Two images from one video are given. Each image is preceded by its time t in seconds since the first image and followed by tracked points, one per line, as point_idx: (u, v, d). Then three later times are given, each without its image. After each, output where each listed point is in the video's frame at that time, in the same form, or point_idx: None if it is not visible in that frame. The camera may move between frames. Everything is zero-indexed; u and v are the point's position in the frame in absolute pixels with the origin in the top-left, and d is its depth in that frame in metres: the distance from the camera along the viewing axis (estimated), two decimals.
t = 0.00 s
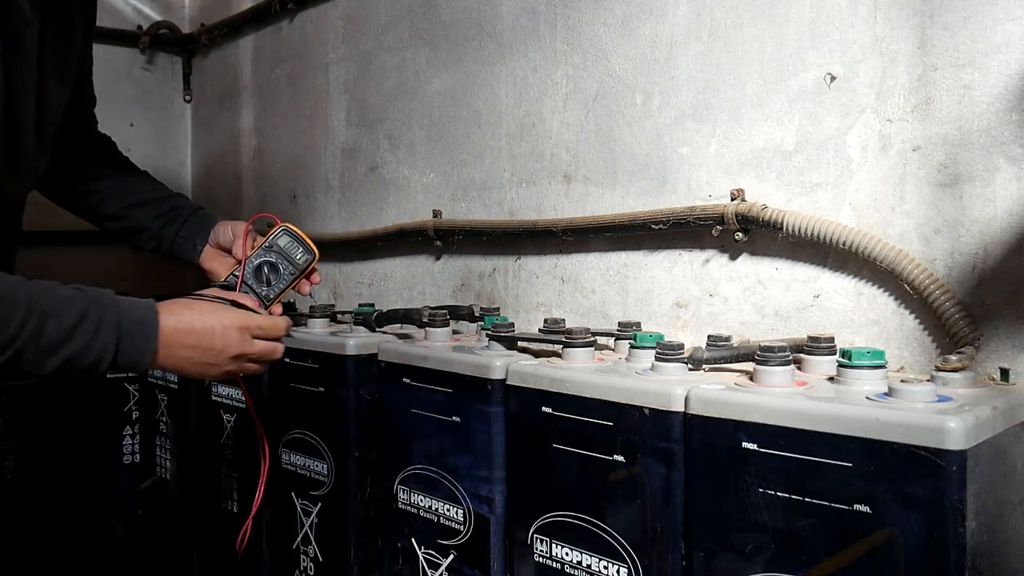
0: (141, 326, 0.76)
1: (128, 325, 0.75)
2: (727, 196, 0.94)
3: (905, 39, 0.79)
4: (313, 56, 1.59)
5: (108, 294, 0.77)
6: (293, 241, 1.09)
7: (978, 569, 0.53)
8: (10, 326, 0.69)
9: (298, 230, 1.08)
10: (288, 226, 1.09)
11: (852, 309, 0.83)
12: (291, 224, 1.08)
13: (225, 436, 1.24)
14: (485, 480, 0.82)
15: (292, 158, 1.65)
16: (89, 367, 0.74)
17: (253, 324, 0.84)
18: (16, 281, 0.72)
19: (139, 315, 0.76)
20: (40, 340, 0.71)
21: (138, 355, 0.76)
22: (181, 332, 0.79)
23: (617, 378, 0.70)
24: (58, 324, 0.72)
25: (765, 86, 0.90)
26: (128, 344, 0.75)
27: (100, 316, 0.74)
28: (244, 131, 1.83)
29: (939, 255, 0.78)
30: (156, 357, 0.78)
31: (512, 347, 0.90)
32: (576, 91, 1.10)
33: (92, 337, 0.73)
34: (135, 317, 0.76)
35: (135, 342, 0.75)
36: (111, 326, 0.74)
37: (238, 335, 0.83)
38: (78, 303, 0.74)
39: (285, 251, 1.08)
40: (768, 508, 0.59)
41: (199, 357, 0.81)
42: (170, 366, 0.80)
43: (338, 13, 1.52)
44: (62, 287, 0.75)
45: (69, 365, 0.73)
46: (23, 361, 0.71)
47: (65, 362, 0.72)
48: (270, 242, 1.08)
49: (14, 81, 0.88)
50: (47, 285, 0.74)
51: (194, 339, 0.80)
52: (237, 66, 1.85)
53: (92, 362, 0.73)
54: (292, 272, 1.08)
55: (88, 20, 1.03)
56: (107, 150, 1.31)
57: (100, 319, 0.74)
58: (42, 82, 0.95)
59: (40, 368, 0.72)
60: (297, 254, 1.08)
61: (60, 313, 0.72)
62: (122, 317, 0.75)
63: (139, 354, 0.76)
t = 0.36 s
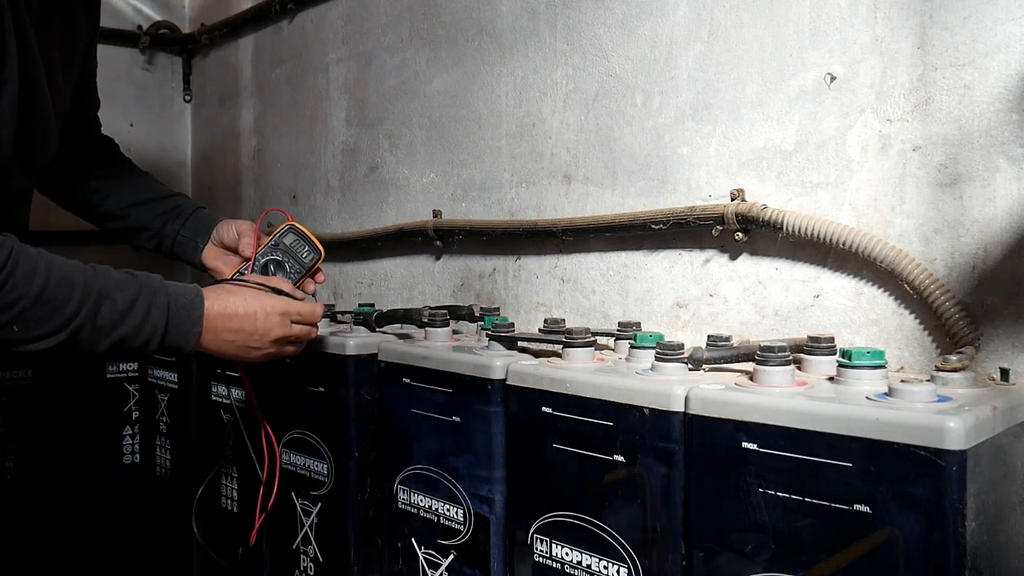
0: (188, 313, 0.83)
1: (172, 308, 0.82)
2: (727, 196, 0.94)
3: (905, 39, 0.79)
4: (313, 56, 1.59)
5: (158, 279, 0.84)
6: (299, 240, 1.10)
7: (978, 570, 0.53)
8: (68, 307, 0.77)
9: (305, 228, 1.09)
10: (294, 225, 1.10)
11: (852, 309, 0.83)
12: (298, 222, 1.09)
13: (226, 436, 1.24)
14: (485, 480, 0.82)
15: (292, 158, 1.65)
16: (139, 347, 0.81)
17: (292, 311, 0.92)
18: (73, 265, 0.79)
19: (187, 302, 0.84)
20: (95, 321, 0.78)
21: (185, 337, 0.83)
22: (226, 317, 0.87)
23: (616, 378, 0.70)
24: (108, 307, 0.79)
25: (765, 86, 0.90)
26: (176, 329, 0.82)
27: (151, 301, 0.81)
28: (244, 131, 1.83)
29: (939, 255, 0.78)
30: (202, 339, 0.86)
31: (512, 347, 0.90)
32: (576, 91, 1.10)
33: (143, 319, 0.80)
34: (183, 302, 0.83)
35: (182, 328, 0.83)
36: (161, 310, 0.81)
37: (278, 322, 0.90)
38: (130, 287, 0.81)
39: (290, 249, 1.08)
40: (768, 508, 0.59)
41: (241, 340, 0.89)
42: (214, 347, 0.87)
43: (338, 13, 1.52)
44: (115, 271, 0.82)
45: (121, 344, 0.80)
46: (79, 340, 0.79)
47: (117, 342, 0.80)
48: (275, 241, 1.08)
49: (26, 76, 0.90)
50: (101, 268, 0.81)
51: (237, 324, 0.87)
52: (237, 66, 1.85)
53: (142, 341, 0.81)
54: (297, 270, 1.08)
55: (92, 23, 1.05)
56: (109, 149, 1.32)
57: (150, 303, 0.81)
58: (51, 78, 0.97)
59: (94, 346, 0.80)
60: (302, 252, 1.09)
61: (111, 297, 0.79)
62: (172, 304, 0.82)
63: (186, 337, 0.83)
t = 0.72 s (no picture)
0: (196, 309, 0.84)
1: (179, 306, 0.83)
2: (727, 196, 0.94)
3: (905, 39, 0.79)
4: (313, 56, 1.59)
5: (165, 278, 0.85)
6: (299, 240, 1.10)
7: (978, 570, 0.52)
8: (79, 308, 0.77)
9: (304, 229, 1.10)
10: (292, 226, 1.10)
11: (852, 309, 0.83)
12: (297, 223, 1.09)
13: (226, 436, 1.23)
14: (484, 480, 0.82)
15: (292, 158, 1.65)
16: (148, 346, 0.82)
17: (298, 308, 0.92)
18: (80, 266, 0.80)
19: (195, 299, 0.84)
20: (105, 321, 0.79)
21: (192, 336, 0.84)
22: (232, 314, 0.87)
23: (617, 378, 0.70)
24: (116, 307, 0.79)
25: (765, 86, 0.90)
26: (184, 326, 0.83)
27: (158, 300, 0.82)
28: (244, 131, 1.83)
29: (939, 255, 0.77)
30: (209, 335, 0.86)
31: (512, 347, 0.90)
32: (576, 91, 1.10)
33: (150, 318, 0.81)
34: (190, 301, 0.84)
35: (189, 325, 0.83)
36: (169, 308, 0.82)
37: (284, 318, 0.90)
38: (138, 286, 0.81)
39: (290, 250, 1.08)
40: (768, 508, 0.59)
41: (248, 336, 0.89)
42: (219, 343, 0.87)
43: (338, 13, 1.52)
44: (123, 272, 0.82)
45: (131, 343, 0.81)
46: (89, 340, 0.79)
47: (127, 342, 0.81)
48: (275, 242, 1.08)
49: (30, 78, 0.90)
50: (108, 269, 0.82)
51: (243, 320, 0.88)
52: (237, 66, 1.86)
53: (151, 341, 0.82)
54: (297, 270, 1.08)
55: (92, 22, 1.05)
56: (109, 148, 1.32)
57: (158, 302, 0.82)
58: (52, 80, 0.97)
59: (105, 345, 0.80)
60: (301, 253, 1.09)
61: (118, 297, 0.80)
62: (180, 301, 0.83)
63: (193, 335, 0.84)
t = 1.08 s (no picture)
0: (221, 291, 0.84)
1: (204, 290, 0.83)
2: (727, 196, 0.94)
3: (905, 39, 0.79)
4: (314, 56, 1.59)
5: (188, 266, 0.84)
6: (299, 240, 1.10)
7: (978, 570, 0.53)
8: (111, 297, 0.76)
9: (304, 230, 1.09)
10: (292, 226, 1.10)
11: (852, 309, 0.83)
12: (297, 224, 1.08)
13: (225, 436, 1.23)
14: (485, 480, 0.82)
15: (292, 158, 1.65)
16: (179, 333, 0.81)
17: (318, 274, 0.93)
18: (106, 258, 0.79)
19: (219, 281, 0.84)
20: (137, 308, 0.78)
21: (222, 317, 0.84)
22: (258, 289, 0.87)
23: (617, 378, 0.70)
24: (145, 294, 0.79)
25: (765, 86, 0.90)
26: (213, 308, 0.83)
27: (185, 283, 0.81)
28: (244, 131, 1.83)
29: (939, 255, 0.77)
30: (239, 313, 0.85)
31: (512, 347, 0.90)
32: (576, 91, 1.10)
33: (180, 302, 0.80)
34: (215, 285, 0.84)
35: (218, 306, 0.83)
36: (197, 292, 0.82)
37: (308, 284, 0.91)
38: (164, 273, 0.81)
39: (290, 250, 1.08)
40: (768, 508, 0.59)
41: (276, 309, 0.89)
42: (252, 321, 0.87)
43: (338, 13, 1.52)
44: (148, 263, 0.82)
45: (162, 330, 0.80)
46: (122, 330, 0.78)
47: (160, 328, 0.80)
48: (274, 242, 1.08)
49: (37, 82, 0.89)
50: (134, 261, 0.81)
51: (269, 294, 0.88)
52: (237, 66, 1.85)
53: (181, 327, 0.81)
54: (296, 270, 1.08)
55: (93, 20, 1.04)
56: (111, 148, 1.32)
57: (186, 286, 0.81)
58: (56, 81, 0.97)
59: (137, 335, 0.79)
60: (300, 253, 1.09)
61: (146, 284, 0.79)
62: (205, 284, 0.83)
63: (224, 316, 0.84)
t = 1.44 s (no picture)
0: (245, 281, 0.86)
1: (227, 281, 0.84)
2: (727, 196, 0.94)
3: (905, 39, 0.79)
4: (314, 55, 1.59)
5: (208, 260, 0.86)
6: (299, 238, 1.10)
7: (978, 570, 0.53)
8: (139, 289, 0.77)
9: (305, 229, 1.09)
10: (293, 225, 1.10)
11: (852, 309, 0.83)
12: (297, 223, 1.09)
13: (225, 436, 1.23)
14: (485, 480, 0.82)
15: (292, 158, 1.65)
16: (203, 325, 0.82)
17: (340, 264, 0.95)
18: (129, 252, 0.80)
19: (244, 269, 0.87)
20: (163, 299, 0.79)
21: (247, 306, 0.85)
22: (282, 278, 0.90)
23: (617, 378, 0.70)
24: (171, 285, 0.79)
25: (765, 86, 0.90)
26: (237, 298, 0.84)
27: (210, 274, 0.83)
28: (244, 131, 1.83)
29: (938, 255, 0.77)
30: (264, 298, 0.87)
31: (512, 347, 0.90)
32: (576, 91, 1.10)
33: (205, 293, 0.81)
34: (237, 275, 0.85)
35: (242, 296, 0.85)
36: (221, 283, 0.83)
37: (331, 272, 0.93)
38: (188, 265, 0.82)
39: (290, 249, 1.09)
40: (768, 508, 0.59)
41: (300, 296, 0.90)
42: (277, 309, 0.89)
43: (338, 12, 1.52)
44: (169, 258, 0.83)
45: (188, 322, 0.81)
46: (149, 323, 0.79)
47: (186, 319, 0.81)
48: (275, 241, 1.09)
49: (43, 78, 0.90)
50: (156, 255, 0.82)
51: (293, 282, 0.90)
52: (237, 66, 1.85)
53: (206, 319, 0.82)
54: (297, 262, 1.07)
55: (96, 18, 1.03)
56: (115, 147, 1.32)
57: (210, 278, 0.83)
58: (61, 78, 0.97)
59: (163, 327, 0.80)
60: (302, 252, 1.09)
61: (171, 276, 0.80)
62: (228, 275, 0.84)
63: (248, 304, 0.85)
